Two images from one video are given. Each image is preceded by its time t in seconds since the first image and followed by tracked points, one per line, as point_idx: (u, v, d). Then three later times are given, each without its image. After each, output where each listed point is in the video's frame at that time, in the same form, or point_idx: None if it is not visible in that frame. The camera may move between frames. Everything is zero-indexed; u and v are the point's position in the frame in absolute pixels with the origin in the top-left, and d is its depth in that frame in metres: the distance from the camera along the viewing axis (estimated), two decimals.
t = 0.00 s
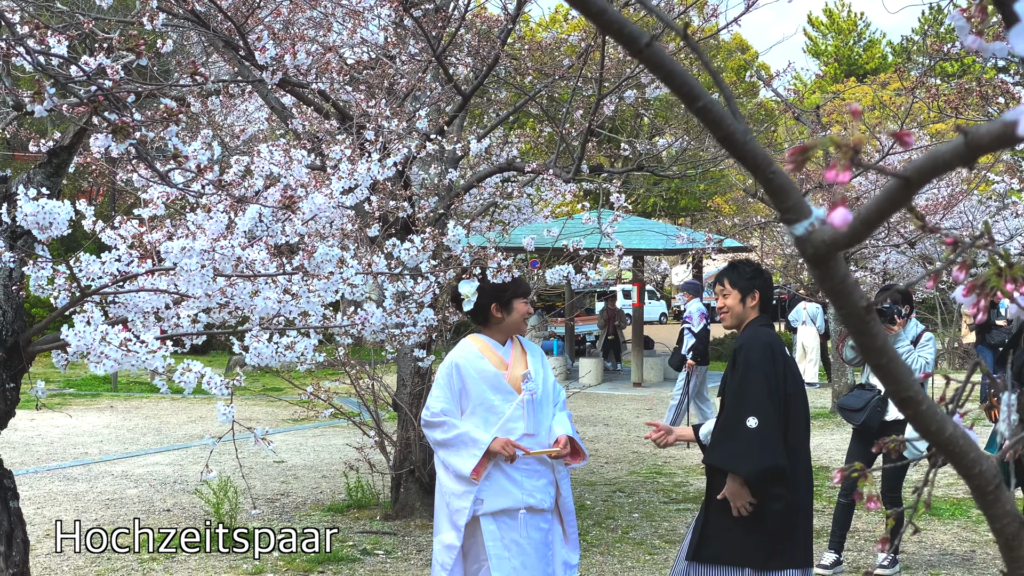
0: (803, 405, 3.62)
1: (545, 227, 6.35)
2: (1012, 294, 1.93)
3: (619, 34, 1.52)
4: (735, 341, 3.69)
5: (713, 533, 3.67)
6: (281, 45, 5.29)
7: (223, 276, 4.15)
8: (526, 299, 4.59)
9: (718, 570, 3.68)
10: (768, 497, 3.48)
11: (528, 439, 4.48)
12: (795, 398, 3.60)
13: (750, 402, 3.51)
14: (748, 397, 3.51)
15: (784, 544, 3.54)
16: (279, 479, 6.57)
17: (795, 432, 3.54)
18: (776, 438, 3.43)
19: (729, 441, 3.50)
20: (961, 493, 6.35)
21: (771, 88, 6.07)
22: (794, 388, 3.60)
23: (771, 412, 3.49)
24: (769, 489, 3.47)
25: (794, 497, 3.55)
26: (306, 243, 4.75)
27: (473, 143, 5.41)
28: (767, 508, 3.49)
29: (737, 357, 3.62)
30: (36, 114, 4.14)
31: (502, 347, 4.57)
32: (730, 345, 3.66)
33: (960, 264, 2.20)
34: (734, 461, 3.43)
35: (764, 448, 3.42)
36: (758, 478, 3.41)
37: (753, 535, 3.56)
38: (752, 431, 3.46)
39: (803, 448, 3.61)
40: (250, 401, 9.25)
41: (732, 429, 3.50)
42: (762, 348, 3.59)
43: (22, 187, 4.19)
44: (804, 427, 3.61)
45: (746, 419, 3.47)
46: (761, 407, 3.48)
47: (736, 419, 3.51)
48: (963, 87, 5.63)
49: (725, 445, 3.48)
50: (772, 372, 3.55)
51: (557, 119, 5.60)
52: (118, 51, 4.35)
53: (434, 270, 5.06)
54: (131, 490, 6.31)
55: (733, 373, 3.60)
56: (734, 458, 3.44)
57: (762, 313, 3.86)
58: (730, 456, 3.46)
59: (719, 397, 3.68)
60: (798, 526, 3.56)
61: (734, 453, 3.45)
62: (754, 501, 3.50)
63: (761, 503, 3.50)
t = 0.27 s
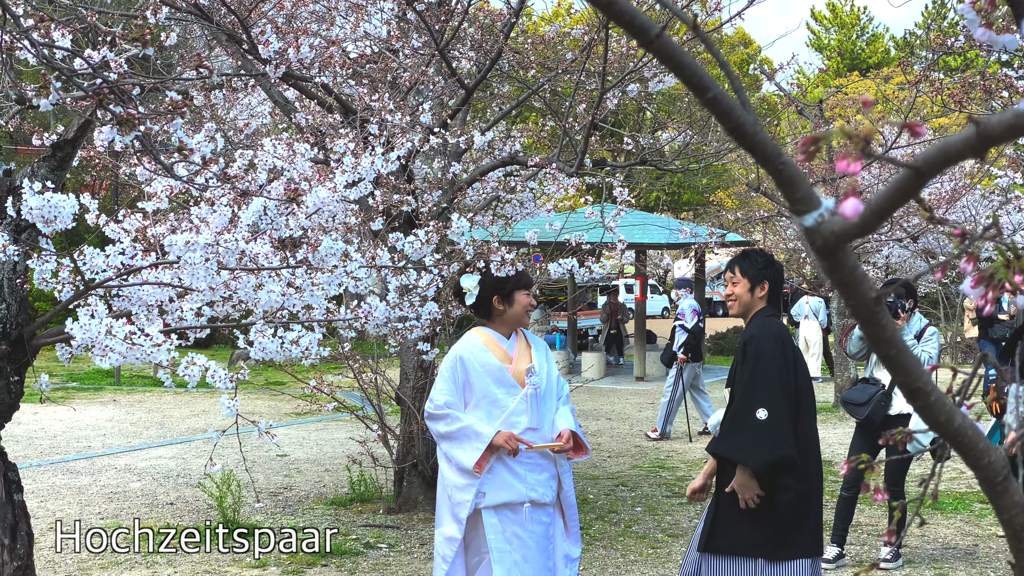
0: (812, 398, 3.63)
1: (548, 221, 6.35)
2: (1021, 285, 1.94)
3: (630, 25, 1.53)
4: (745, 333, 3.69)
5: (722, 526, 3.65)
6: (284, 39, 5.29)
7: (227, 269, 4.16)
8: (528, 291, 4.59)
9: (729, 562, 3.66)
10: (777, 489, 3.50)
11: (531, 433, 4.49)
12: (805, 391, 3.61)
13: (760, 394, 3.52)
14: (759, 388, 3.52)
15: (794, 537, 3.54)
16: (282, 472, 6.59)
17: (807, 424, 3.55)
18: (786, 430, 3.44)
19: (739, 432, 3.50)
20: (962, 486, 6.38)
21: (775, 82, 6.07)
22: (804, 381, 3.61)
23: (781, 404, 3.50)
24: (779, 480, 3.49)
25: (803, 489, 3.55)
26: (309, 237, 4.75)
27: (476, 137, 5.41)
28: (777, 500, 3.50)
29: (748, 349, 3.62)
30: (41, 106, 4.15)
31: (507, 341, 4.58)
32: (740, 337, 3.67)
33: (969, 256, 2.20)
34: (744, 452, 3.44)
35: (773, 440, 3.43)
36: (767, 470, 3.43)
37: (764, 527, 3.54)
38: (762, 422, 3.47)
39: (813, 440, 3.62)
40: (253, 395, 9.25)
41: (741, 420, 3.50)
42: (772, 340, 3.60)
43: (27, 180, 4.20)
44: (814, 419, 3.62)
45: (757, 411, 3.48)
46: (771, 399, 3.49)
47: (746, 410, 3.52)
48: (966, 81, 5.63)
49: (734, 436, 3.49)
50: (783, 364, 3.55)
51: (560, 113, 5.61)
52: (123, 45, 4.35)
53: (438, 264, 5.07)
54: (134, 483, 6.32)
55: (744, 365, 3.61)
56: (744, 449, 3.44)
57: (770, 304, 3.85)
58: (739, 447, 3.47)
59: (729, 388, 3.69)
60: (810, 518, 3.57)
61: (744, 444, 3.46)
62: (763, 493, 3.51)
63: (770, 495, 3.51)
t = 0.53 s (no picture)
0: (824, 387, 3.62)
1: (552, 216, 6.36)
2: None
3: (641, 17, 1.50)
4: (757, 322, 3.65)
5: (739, 516, 3.65)
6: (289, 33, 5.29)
7: (232, 264, 4.17)
8: (531, 284, 4.56)
9: (749, 552, 3.65)
10: (790, 479, 3.51)
11: (535, 428, 4.49)
12: (817, 380, 3.60)
13: (774, 385, 3.50)
14: (772, 379, 3.49)
15: (808, 526, 3.56)
16: (286, 466, 6.60)
17: (821, 414, 3.53)
18: (800, 421, 3.43)
19: (752, 423, 3.49)
20: (965, 480, 6.40)
21: (779, 76, 6.06)
22: (816, 371, 3.59)
23: (795, 395, 3.48)
24: (792, 471, 3.50)
25: (816, 478, 3.55)
26: (314, 231, 4.76)
27: (480, 131, 5.41)
28: (790, 491, 3.51)
29: (760, 339, 3.59)
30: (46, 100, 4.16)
31: (512, 335, 4.58)
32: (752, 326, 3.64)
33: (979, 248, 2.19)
34: (757, 443, 3.43)
35: (787, 431, 3.42)
36: (780, 461, 3.42)
37: (779, 517, 3.54)
38: (775, 413, 3.45)
39: (826, 430, 3.61)
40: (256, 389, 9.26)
41: (754, 411, 3.49)
42: (785, 330, 3.57)
43: (32, 174, 4.20)
44: (828, 408, 3.60)
45: (769, 402, 3.46)
46: (784, 389, 3.47)
47: (758, 401, 3.50)
48: (971, 75, 5.62)
49: (748, 427, 3.48)
50: (796, 354, 3.53)
51: (564, 107, 5.61)
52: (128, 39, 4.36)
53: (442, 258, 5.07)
54: (138, 477, 6.33)
55: (756, 356, 3.58)
56: (757, 440, 3.43)
57: (779, 292, 3.82)
58: (752, 438, 3.46)
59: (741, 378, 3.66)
60: (824, 506, 3.57)
61: (757, 435, 3.45)
62: (775, 484, 3.51)
63: (783, 485, 3.51)
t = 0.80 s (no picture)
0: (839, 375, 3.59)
1: (557, 210, 6.35)
2: None
3: (652, 7, 1.45)
4: (770, 311, 3.61)
5: (758, 506, 3.64)
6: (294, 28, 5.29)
7: (238, 258, 4.17)
8: (536, 278, 4.56)
9: (770, 542, 3.63)
10: (807, 469, 3.50)
11: (541, 423, 4.49)
12: (832, 369, 3.57)
13: (789, 375, 3.47)
14: (787, 370, 3.47)
15: (826, 514, 3.55)
16: (291, 461, 6.62)
17: (838, 403, 3.51)
18: (816, 412, 3.41)
19: (767, 414, 3.48)
20: (970, 475, 6.41)
21: (784, 70, 6.05)
22: (831, 359, 3.57)
23: (811, 386, 3.46)
24: (809, 461, 3.49)
25: (834, 467, 3.55)
26: (320, 226, 4.75)
27: (485, 126, 5.41)
28: (807, 481, 3.50)
29: (774, 329, 3.55)
30: (53, 93, 4.16)
31: (518, 330, 4.58)
32: (766, 316, 3.60)
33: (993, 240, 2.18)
34: (774, 435, 3.42)
35: (804, 422, 3.40)
36: (797, 452, 3.42)
37: (797, 506, 3.54)
38: (791, 404, 3.44)
39: (842, 418, 3.59)
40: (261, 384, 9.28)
41: (770, 403, 3.47)
42: (799, 320, 3.53)
43: (38, 168, 4.21)
44: (844, 396, 3.57)
45: (785, 393, 3.44)
46: (800, 380, 3.44)
47: (773, 392, 3.48)
48: (978, 70, 5.61)
49: (763, 419, 3.47)
50: (810, 345, 3.50)
51: (570, 102, 5.61)
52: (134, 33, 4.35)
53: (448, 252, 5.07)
54: (143, 471, 6.35)
55: (770, 346, 3.55)
56: (773, 433, 3.42)
57: (787, 278, 3.77)
58: (768, 430, 3.45)
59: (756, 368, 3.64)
60: (841, 494, 3.58)
61: (773, 427, 3.44)
62: (792, 474, 3.50)
63: (800, 475, 3.51)
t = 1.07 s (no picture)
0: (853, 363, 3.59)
1: (562, 205, 6.36)
2: None
3: None
4: (783, 300, 3.59)
5: (775, 495, 3.65)
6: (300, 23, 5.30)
7: (245, 252, 4.17)
8: (542, 272, 4.57)
9: (789, 530, 3.64)
10: (824, 457, 3.50)
11: (546, 418, 4.50)
12: (846, 357, 3.56)
13: (804, 365, 3.47)
14: (802, 359, 3.46)
15: (844, 501, 3.55)
16: (297, 455, 6.63)
17: (853, 391, 3.50)
18: (832, 401, 3.41)
19: (784, 405, 3.47)
20: (975, 470, 6.41)
21: (790, 65, 6.05)
22: (845, 348, 3.56)
23: (826, 375, 3.45)
24: (826, 449, 3.50)
25: (851, 455, 3.55)
26: (326, 220, 4.76)
27: (491, 121, 5.42)
28: (824, 468, 3.51)
29: (788, 319, 3.53)
30: (60, 88, 4.17)
31: (525, 325, 4.58)
32: (779, 306, 3.59)
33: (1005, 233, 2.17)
34: (791, 426, 3.42)
35: (820, 412, 3.40)
36: (814, 442, 3.42)
37: (814, 494, 3.55)
38: (807, 394, 3.44)
39: (857, 404, 3.59)
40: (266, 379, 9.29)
41: (786, 393, 3.47)
42: (813, 309, 3.51)
43: (46, 163, 4.22)
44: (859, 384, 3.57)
45: (800, 383, 3.44)
46: (815, 369, 3.44)
47: (789, 382, 3.47)
48: (984, 64, 5.60)
49: (780, 410, 3.46)
50: (825, 334, 3.48)
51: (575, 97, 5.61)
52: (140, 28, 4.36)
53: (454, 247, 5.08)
54: (149, 465, 6.36)
55: (784, 336, 3.54)
56: (790, 423, 3.42)
57: (796, 266, 3.76)
58: (784, 421, 3.45)
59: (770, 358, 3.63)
60: (859, 481, 3.58)
61: (790, 418, 3.44)
62: (810, 463, 3.50)
63: (818, 464, 3.51)
